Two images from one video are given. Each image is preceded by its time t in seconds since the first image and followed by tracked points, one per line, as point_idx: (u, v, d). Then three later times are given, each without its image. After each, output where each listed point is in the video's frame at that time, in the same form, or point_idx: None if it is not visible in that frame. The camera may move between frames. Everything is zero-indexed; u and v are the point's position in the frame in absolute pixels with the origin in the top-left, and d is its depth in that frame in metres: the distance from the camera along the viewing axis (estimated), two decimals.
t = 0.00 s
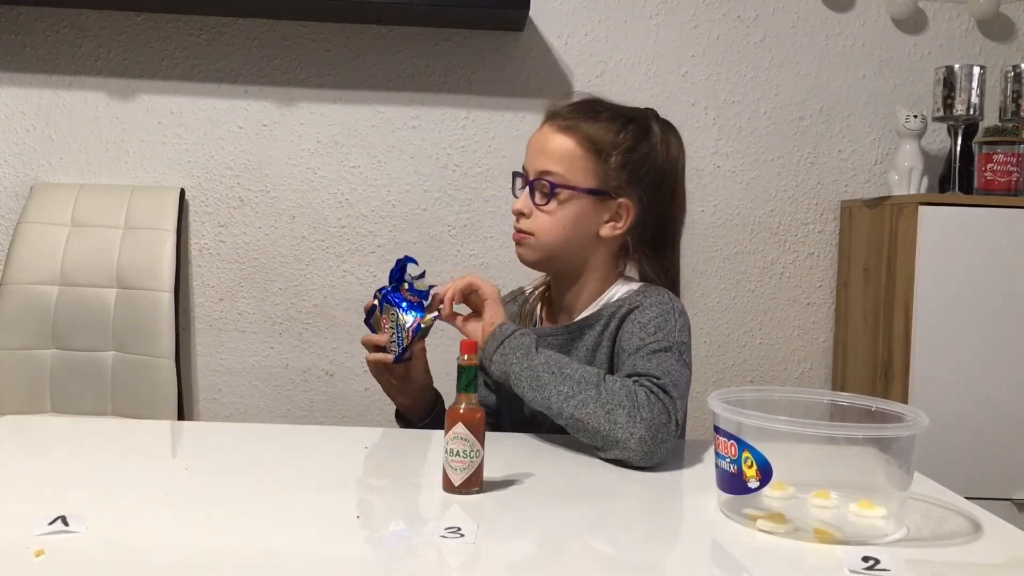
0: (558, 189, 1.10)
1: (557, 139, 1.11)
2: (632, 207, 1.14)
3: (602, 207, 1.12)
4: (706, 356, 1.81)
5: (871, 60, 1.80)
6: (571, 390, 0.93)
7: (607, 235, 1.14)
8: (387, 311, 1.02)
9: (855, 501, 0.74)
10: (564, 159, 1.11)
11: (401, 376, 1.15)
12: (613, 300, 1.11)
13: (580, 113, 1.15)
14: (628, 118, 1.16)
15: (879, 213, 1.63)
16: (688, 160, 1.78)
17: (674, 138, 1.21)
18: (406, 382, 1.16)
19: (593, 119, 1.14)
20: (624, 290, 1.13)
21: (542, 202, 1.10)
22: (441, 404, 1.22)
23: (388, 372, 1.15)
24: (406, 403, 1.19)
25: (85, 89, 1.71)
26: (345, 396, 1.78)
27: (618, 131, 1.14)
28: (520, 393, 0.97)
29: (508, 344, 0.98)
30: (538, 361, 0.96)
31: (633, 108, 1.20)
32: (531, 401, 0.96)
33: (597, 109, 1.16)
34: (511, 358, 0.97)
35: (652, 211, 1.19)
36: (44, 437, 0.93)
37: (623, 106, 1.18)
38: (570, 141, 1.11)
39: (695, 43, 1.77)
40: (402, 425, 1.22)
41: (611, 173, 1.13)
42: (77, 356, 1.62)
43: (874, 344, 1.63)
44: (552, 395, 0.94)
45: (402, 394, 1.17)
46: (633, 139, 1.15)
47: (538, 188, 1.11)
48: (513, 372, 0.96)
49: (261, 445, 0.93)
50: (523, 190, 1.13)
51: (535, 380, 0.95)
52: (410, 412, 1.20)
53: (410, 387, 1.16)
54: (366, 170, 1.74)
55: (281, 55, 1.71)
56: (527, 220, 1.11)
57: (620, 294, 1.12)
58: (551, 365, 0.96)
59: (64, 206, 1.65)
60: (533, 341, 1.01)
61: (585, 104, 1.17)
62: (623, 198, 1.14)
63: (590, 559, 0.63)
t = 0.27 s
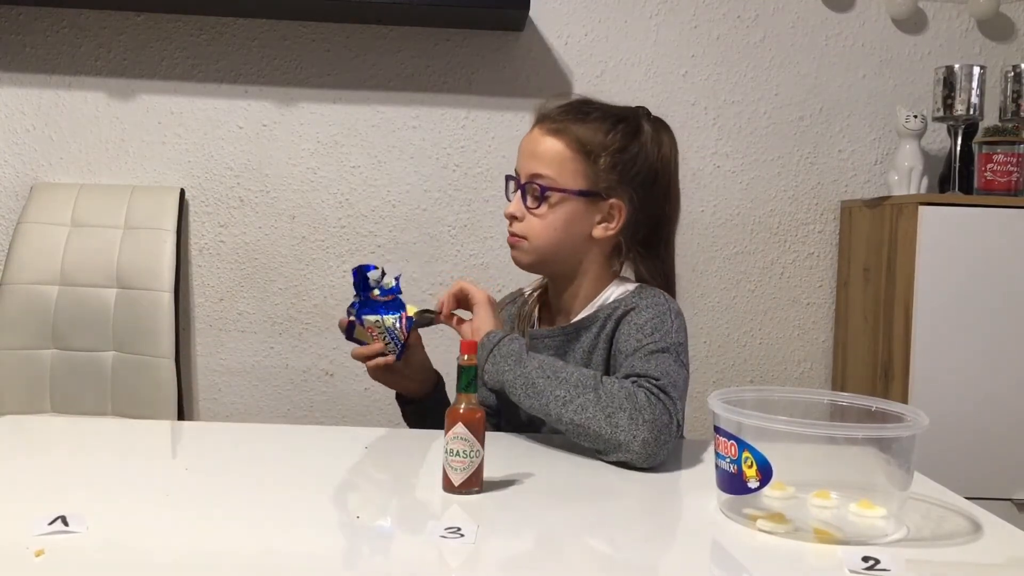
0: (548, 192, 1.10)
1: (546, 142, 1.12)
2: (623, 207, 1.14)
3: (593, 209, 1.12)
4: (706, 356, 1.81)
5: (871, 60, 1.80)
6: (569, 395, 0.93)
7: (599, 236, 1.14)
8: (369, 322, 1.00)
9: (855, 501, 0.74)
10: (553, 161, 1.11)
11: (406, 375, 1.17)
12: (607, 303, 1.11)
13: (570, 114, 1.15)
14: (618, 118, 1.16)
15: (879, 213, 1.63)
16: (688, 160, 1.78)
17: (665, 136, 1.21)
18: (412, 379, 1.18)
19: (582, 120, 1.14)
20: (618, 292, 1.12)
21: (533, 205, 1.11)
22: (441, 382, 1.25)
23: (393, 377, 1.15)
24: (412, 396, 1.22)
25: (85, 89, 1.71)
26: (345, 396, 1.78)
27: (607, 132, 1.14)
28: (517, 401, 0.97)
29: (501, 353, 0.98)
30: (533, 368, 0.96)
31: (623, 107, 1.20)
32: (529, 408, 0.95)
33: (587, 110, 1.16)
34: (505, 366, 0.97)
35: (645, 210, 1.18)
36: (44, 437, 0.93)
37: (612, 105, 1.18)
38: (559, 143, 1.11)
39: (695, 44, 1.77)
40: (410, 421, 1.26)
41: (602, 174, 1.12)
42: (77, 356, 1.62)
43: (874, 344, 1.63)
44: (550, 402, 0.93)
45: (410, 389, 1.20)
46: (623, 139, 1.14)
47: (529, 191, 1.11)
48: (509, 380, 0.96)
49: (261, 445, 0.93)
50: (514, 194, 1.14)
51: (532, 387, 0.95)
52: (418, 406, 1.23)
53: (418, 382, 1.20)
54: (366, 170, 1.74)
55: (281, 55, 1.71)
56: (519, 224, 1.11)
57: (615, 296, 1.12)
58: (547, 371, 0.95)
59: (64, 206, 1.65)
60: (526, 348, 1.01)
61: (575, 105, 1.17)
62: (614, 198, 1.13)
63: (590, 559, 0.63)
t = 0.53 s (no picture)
0: (536, 188, 1.10)
1: (535, 140, 1.12)
2: (613, 203, 1.14)
3: (582, 205, 1.12)
4: (706, 356, 1.81)
5: (871, 60, 1.80)
6: (569, 399, 0.92)
7: (589, 232, 1.13)
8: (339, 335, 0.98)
9: (855, 501, 0.74)
10: (542, 159, 1.12)
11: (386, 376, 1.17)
12: (603, 304, 1.11)
13: (558, 114, 1.16)
14: (605, 116, 1.16)
15: (879, 213, 1.63)
16: (688, 160, 1.78)
17: (655, 134, 1.21)
18: (392, 378, 1.19)
19: (570, 119, 1.15)
20: (614, 293, 1.12)
21: (522, 203, 1.11)
22: (418, 381, 1.26)
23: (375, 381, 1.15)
24: (391, 397, 1.23)
25: (85, 89, 1.71)
26: (345, 396, 1.78)
27: (596, 130, 1.14)
28: (516, 406, 0.96)
29: (499, 359, 0.97)
30: (532, 372, 0.95)
31: (612, 106, 1.20)
32: (529, 413, 0.95)
33: (575, 109, 1.17)
34: (503, 371, 0.96)
35: (636, 207, 1.18)
36: (44, 437, 0.93)
37: (600, 104, 1.19)
38: (548, 141, 1.12)
39: (695, 44, 1.77)
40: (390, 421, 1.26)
41: (591, 170, 1.13)
42: (77, 356, 1.62)
43: (874, 344, 1.63)
44: (550, 406, 0.93)
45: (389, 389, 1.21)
46: (611, 136, 1.15)
47: (518, 189, 1.11)
48: (508, 385, 0.96)
49: (261, 445, 0.93)
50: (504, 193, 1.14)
51: (531, 392, 0.94)
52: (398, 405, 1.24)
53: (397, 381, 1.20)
54: (366, 170, 1.74)
55: (281, 55, 1.71)
56: (508, 222, 1.12)
57: (610, 297, 1.12)
58: (546, 376, 0.95)
59: (64, 206, 1.65)
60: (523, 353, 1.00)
61: (563, 105, 1.18)
62: (602, 194, 1.13)
63: (589, 559, 0.63)
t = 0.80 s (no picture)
0: (525, 189, 1.10)
1: (522, 142, 1.13)
2: (603, 198, 1.14)
3: (572, 202, 1.12)
4: (706, 356, 1.81)
5: (871, 60, 1.80)
6: (565, 402, 0.92)
7: (582, 229, 1.13)
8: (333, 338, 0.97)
9: (855, 501, 0.74)
10: (529, 159, 1.12)
11: (383, 375, 1.17)
12: (598, 303, 1.12)
13: (541, 115, 1.16)
14: (589, 113, 1.17)
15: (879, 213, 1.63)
16: (688, 160, 1.78)
17: (639, 128, 1.22)
18: (389, 378, 1.18)
19: (555, 118, 1.15)
20: (610, 292, 1.13)
21: (513, 205, 1.11)
22: (417, 383, 1.26)
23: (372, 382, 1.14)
24: (389, 396, 1.23)
25: (85, 89, 1.71)
26: (345, 396, 1.78)
27: (580, 127, 1.15)
28: (512, 411, 0.96)
29: (492, 366, 0.98)
30: (526, 377, 0.95)
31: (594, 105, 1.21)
32: (527, 419, 0.95)
33: (558, 109, 1.18)
34: (497, 376, 0.97)
35: (625, 202, 1.18)
36: (44, 437, 0.93)
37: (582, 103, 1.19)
38: (534, 142, 1.13)
39: (695, 44, 1.77)
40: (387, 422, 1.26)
41: (579, 167, 1.13)
42: (77, 356, 1.62)
43: (874, 344, 1.63)
44: (547, 410, 0.93)
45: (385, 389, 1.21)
46: (596, 132, 1.16)
47: (507, 191, 1.11)
48: (503, 391, 0.96)
49: (261, 445, 0.93)
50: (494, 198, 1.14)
51: (527, 397, 0.94)
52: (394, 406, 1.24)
53: (393, 381, 1.20)
54: (366, 170, 1.74)
55: (281, 55, 1.71)
56: (500, 225, 1.11)
57: (605, 296, 1.13)
58: (541, 380, 0.95)
59: (64, 206, 1.65)
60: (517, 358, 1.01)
61: (546, 106, 1.19)
62: (592, 190, 1.13)
63: (589, 559, 0.63)
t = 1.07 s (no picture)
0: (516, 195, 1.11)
1: (508, 148, 1.13)
2: (594, 194, 1.14)
3: (564, 202, 1.12)
4: (706, 356, 1.81)
5: (871, 60, 1.80)
6: (564, 404, 0.92)
7: (575, 228, 1.13)
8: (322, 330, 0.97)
9: (855, 501, 0.74)
10: (517, 164, 1.12)
11: (379, 370, 1.17)
12: (595, 304, 1.12)
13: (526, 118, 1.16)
14: (572, 112, 1.17)
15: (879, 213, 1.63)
16: (688, 160, 1.78)
17: (624, 120, 1.21)
18: (385, 373, 1.19)
19: (539, 120, 1.15)
20: (607, 292, 1.13)
21: (506, 212, 1.11)
22: (412, 379, 1.26)
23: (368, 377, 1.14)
24: (383, 391, 1.23)
25: (85, 89, 1.71)
26: (345, 396, 1.78)
27: (565, 127, 1.14)
28: (509, 415, 0.95)
29: (488, 369, 0.96)
30: (523, 380, 0.94)
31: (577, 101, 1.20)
32: (524, 422, 0.94)
33: (541, 111, 1.18)
34: (494, 380, 0.95)
35: (615, 195, 1.18)
36: (45, 437, 0.93)
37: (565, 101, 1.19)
38: (520, 146, 1.13)
39: (695, 44, 1.77)
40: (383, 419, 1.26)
41: (567, 167, 1.13)
42: (77, 356, 1.62)
43: (874, 344, 1.63)
44: (545, 413, 0.92)
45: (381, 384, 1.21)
46: (580, 130, 1.15)
47: (499, 199, 1.12)
48: (500, 395, 0.95)
49: (262, 445, 0.93)
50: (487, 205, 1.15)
51: (524, 400, 0.93)
52: (389, 402, 1.24)
53: (389, 376, 1.20)
54: (366, 170, 1.74)
55: (281, 55, 1.71)
56: (495, 233, 1.12)
57: (603, 296, 1.13)
58: (538, 382, 0.94)
59: (64, 206, 1.65)
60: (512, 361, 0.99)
61: (530, 108, 1.19)
62: (582, 188, 1.13)
63: (590, 559, 0.63)
